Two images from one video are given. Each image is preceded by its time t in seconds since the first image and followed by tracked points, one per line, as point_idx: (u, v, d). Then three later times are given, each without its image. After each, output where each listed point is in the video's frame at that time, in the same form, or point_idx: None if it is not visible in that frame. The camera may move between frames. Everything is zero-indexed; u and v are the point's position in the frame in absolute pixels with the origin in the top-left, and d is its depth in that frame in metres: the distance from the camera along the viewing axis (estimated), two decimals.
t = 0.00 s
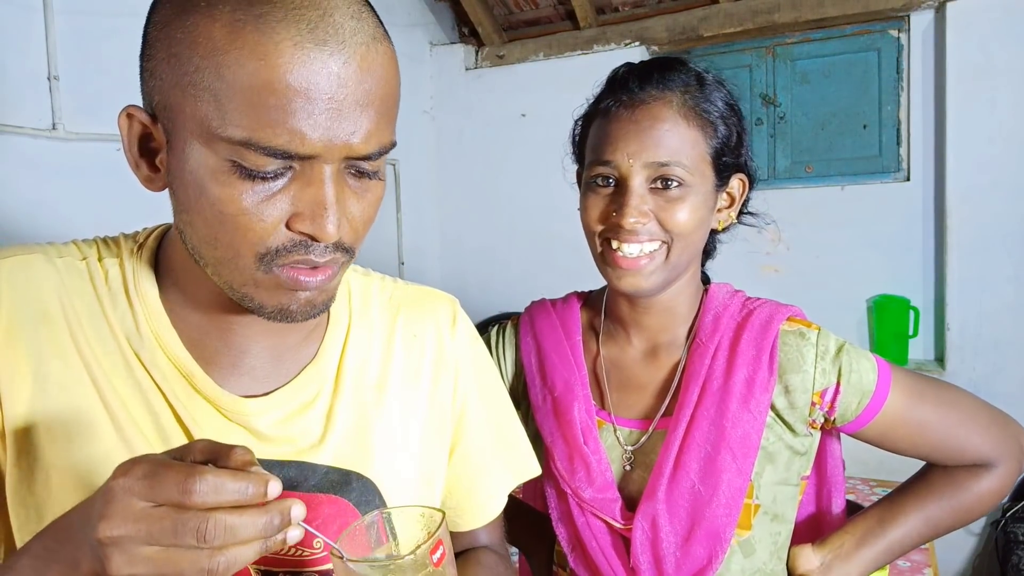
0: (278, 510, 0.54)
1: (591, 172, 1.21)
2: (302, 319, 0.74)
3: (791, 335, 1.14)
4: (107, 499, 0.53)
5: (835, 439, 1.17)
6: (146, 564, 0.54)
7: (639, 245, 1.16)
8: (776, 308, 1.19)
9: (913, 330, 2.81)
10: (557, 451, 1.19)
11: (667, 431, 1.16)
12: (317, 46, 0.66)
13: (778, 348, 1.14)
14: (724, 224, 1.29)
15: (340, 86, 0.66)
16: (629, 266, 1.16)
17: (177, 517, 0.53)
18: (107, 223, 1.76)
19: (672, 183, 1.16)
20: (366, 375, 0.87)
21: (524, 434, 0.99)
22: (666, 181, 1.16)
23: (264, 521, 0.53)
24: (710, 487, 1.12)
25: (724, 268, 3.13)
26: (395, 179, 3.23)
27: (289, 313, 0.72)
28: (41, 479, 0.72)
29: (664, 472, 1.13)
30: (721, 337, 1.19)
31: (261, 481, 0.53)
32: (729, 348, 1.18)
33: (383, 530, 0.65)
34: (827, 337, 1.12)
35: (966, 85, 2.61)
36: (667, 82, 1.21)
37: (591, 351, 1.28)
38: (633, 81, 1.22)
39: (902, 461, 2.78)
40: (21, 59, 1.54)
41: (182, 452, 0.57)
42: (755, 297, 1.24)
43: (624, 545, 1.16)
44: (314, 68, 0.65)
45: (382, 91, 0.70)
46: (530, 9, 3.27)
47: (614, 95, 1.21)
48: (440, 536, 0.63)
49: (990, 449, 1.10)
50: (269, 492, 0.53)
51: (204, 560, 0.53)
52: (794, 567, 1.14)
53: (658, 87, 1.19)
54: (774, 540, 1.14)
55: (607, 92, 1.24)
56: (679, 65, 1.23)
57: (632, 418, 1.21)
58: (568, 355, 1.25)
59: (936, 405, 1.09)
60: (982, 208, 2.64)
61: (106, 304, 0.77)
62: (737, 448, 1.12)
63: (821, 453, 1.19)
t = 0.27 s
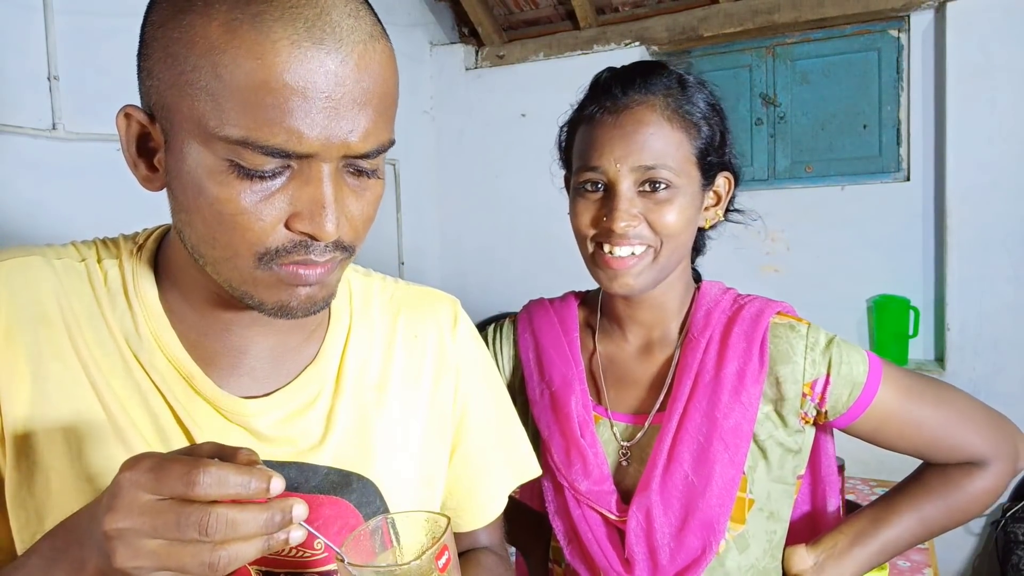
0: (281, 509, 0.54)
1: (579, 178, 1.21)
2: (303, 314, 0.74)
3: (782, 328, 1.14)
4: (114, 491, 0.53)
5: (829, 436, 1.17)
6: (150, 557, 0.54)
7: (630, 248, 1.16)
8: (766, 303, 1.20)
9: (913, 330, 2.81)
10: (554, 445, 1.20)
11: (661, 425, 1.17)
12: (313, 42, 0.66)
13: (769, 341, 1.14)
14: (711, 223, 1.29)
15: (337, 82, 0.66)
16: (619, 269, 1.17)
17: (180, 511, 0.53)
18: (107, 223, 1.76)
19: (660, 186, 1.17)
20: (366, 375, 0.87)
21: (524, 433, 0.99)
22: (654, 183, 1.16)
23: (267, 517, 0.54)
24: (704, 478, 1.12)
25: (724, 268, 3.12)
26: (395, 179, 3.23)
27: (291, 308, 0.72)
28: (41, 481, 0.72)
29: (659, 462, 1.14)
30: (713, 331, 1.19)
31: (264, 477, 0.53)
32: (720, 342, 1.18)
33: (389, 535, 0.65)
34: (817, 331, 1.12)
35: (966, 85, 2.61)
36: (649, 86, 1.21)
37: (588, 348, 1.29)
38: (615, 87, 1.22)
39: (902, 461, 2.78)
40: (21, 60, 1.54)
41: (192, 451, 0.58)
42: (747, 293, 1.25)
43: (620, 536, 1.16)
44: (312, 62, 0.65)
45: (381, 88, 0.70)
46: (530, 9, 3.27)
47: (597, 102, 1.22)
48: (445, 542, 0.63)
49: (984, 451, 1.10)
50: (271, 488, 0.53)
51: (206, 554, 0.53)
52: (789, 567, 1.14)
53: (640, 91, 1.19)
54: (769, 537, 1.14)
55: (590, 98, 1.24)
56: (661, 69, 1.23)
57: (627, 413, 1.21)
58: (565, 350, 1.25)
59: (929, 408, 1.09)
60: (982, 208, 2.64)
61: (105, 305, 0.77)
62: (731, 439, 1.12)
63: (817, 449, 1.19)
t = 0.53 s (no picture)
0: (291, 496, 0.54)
1: (565, 191, 1.22)
2: (305, 313, 0.73)
3: (765, 326, 1.15)
4: (128, 479, 0.53)
5: (813, 435, 1.17)
6: (165, 542, 0.54)
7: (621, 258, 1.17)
8: (751, 303, 1.20)
9: (913, 330, 2.81)
10: (544, 441, 1.20)
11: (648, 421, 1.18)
12: (319, 49, 0.66)
13: (752, 338, 1.14)
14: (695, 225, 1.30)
15: (340, 89, 0.66)
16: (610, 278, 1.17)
17: (194, 498, 0.53)
18: (107, 223, 1.75)
19: (646, 195, 1.18)
20: (367, 376, 0.87)
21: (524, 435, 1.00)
22: (640, 193, 1.18)
23: (277, 504, 0.53)
24: (690, 471, 1.12)
25: (724, 267, 3.12)
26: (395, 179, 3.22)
27: (293, 308, 0.72)
28: (41, 483, 0.72)
29: (646, 456, 1.14)
30: (699, 330, 1.20)
31: (275, 463, 0.53)
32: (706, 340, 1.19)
33: (398, 537, 0.66)
34: (800, 329, 1.13)
35: (966, 85, 2.61)
36: (629, 96, 1.22)
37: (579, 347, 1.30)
38: (597, 99, 1.22)
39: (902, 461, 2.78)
40: (21, 59, 1.54)
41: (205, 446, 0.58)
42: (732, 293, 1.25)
43: (608, 530, 1.16)
44: (318, 71, 0.65)
45: (384, 94, 0.70)
46: (531, 9, 3.28)
47: (578, 114, 1.22)
48: (455, 544, 0.63)
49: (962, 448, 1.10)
50: (281, 474, 0.52)
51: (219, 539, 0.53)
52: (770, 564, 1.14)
53: (622, 102, 1.21)
54: (755, 534, 1.14)
55: (571, 110, 1.24)
56: (640, 78, 1.24)
57: (616, 411, 1.22)
58: (556, 348, 1.26)
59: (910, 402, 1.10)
60: (982, 208, 2.64)
61: (103, 307, 0.77)
62: (717, 433, 1.13)
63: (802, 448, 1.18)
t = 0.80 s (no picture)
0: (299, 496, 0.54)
1: (555, 194, 1.23)
2: (303, 314, 0.73)
3: (737, 320, 1.18)
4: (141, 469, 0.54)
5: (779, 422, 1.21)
6: (171, 534, 0.54)
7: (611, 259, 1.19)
8: (722, 300, 1.24)
9: (913, 330, 2.82)
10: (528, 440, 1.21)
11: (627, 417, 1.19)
12: (315, 50, 0.66)
13: (726, 333, 1.18)
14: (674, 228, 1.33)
15: (338, 91, 0.66)
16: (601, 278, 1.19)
17: (201, 491, 0.53)
18: (106, 224, 1.75)
19: (635, 199, 1.20)
20: (366, 377, 0.87)
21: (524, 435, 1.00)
22: (630, 196, 1.20)
23: (284, 501, 0.54)
24: (671, 461, 1.15)
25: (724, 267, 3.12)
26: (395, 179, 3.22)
27: (291, 309, 0.72)
28: (41, 484, 0.72)
29: (629, 450, 1.16)
30: (674, 326, 1.23)
31: (282, 461, 0.54)
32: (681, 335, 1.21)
33: (398, 538, 0.66)
34: (769, 321, 1.17)
35: (966, 85, 2.61)
36: (620, 104, 1.25)
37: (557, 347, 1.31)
38: (590, 106, 1.25)
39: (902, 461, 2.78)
40: (20, 59, 1.54)
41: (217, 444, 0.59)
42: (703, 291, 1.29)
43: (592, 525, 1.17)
44: (311, 69, 0.65)
45: (382, 95, 0.70)
46: (531, 9, 3.28)
47: (569, 119, 1.24)
48: (458, 542, 0.63)
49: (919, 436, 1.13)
50: (288, 471, 0.54)
51: (223, 532, 0.53)
52: (752, 562, 1.15)
53: (612, 108, 1.23)
54: (730, 521, 1.16)
55: (561, 114, 1.26)
56: (626, 86, 1.27)
57: (597, 408, 1.23)
58: (535, 350, 1.27)
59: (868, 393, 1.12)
60: (982, 208, 2.63)
61: (102, 308, 0.77)
62: (697, 426, 1.15)
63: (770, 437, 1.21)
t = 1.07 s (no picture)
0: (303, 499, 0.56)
1: (545, 195, 1.35)
2: (303, 316, 0.74)
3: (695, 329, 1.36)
4: (146, 468, 0.54)
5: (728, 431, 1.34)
6: (172, 533, 0.53)
7: (587, 266, 1.32)
8: (680, 309, 1.40)
9: (913, 330, 2.82)
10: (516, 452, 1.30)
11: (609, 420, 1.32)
12: (314, 50, 0.66)
13: (688, 338, 1.35)
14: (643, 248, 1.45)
15: (338, 91, 0.66)
16: (575, 281, 1.33)
17: (205, 490, 0.54)
18: (107, 224, 1.75)
19: (618, 213, 1.33)
20: (366, 376, 0.87)
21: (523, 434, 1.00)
22: (614, 209, 1.33)
23: (288, 503, 0.55)
24: (655, 458, 1.28)
25: (725, 267, 3.12)
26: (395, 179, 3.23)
27: (290, 311, 0.72)
28: (42, 483, 0.72)
29: (614, 452, 1.28)
30: (643, 335, 1.37)
31: (287, 465, 0.56)
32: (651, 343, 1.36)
33: (398, 539, 0.66)
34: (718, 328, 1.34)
35: (966, 85, 2.60)
36: (621, 121, 1.37)
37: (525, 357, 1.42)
38: (595, 117, 1.36)
39: (902, 460, 2.78)
40: (21, 59, 1.54)
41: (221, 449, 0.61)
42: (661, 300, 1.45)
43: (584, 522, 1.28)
44: (310, 70, 0.65)
45: (382, 95, 0.70)
46: (531, 9, 3.28)
47: (572, 126, 1.36)
48: (458, 541, 0.62)
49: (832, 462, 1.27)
50: (293, 474, 0.55)
51: (226, 532, 0.53)
52: None
53: (614, 123, 1.36)
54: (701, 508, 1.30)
55: (564, 121, 1.38)
56: (629, 107, 1.40)
57: (573, 413, 1.35)
58: (506, 363, 1.39)
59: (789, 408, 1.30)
60: (983, 208, 2.62)
61: (102, 308, 0.77)
62: (674, 423, 1.30)
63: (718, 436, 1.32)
